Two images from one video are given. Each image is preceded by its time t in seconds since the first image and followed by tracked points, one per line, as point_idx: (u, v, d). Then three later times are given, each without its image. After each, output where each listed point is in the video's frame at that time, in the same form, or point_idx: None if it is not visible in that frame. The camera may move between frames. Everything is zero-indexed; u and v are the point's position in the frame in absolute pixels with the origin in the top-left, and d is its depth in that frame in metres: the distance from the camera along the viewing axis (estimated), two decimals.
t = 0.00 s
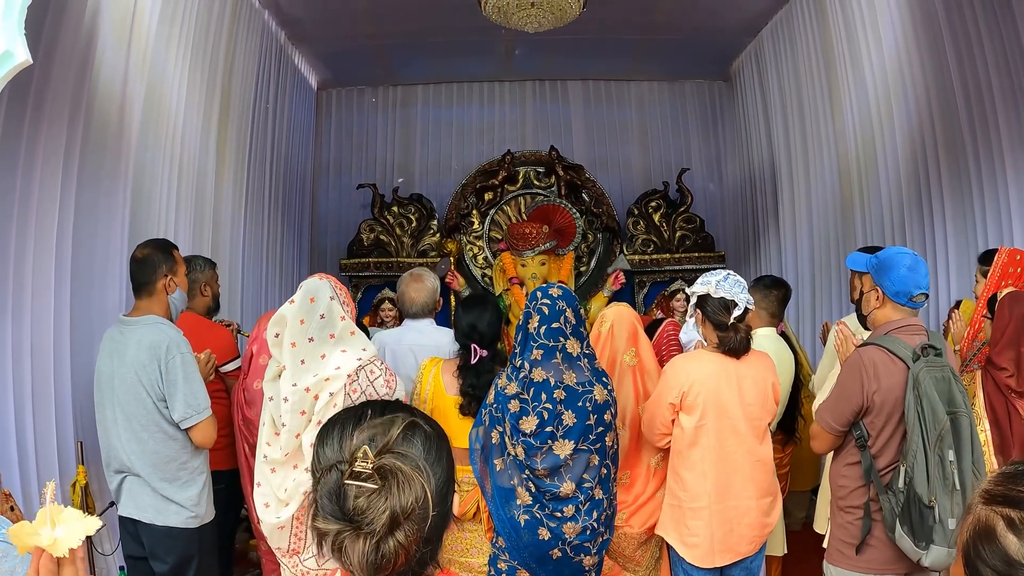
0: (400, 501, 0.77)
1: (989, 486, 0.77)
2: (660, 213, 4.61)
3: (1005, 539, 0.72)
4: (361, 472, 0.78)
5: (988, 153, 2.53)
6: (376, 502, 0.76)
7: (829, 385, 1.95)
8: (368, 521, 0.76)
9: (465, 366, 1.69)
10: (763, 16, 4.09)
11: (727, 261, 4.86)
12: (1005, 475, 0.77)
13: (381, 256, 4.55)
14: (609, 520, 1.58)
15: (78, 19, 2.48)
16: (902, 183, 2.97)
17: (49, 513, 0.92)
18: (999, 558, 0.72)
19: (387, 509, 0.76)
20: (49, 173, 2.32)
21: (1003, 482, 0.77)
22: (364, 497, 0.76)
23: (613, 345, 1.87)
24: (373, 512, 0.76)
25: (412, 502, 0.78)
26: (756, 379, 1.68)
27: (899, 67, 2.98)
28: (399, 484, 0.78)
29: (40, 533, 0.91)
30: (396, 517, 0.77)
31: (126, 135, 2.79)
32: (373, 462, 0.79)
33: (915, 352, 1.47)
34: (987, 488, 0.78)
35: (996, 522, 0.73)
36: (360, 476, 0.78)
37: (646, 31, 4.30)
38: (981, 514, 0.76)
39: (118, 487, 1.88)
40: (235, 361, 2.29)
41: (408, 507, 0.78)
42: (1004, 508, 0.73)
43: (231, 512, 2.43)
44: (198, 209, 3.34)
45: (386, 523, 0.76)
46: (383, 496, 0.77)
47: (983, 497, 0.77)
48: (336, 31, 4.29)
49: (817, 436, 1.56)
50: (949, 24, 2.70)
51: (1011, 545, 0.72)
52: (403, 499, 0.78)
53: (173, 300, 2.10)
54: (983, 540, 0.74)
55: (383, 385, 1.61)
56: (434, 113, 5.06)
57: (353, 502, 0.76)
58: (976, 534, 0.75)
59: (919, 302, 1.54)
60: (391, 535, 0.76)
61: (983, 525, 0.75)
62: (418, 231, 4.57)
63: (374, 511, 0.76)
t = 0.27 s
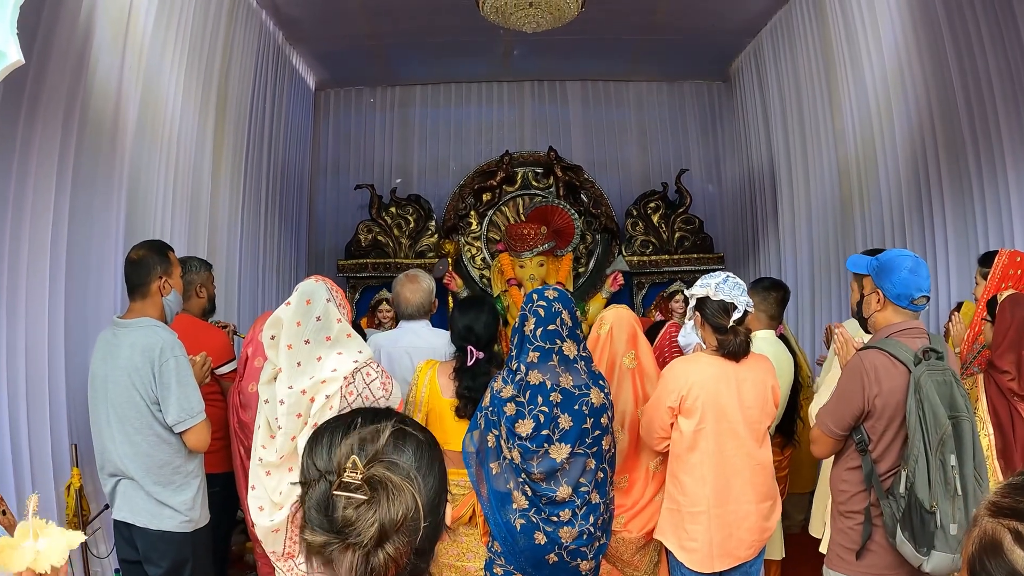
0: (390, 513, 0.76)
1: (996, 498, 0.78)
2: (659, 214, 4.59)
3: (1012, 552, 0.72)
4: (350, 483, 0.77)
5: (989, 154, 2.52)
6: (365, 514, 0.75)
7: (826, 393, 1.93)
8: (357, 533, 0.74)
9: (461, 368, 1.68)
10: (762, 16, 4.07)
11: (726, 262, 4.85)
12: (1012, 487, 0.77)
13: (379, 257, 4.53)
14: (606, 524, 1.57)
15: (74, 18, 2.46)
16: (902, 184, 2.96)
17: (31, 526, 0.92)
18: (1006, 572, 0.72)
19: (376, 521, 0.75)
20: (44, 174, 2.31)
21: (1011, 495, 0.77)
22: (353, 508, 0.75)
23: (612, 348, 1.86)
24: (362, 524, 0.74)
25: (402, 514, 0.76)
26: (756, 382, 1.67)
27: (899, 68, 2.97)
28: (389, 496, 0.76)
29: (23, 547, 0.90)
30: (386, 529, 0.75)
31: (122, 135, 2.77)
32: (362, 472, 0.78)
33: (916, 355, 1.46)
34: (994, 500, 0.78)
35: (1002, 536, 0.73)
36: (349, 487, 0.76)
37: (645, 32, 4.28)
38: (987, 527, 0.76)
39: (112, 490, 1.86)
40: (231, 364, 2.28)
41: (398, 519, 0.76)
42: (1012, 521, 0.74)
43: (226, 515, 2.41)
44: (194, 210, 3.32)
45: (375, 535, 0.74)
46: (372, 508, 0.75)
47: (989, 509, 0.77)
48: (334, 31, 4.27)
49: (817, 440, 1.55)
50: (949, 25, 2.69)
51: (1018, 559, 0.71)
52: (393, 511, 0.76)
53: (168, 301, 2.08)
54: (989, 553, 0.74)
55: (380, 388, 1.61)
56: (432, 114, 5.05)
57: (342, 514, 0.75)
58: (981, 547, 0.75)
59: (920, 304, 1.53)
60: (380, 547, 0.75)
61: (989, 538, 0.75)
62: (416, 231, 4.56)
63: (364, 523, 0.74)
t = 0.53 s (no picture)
0: (380, 518, 0.74)
1: (1006, 502, 0.76)
2: (657, 214, 4.58)
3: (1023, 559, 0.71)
4: (339, 487, 0.75)
5: (989, 154, 2.50)
6: (354, 519, 0.73)
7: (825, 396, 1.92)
8: (345, 538, 0.73)
9: (456, 368, 1.66)
10: (761, 16, 4.06)
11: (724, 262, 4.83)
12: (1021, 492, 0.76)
13: (376, 256, 4.51)
14: (602, 525, 1.56)
15: (68, 16, 2.44)
16: (901, 184, 2.95)
17: (11, 533, 0.93)
18: None
19: (365, 527, 0.73)
20: (39, 172, 2.28)
21: (1020, 500, 0.75)
22: (341, 513, 0.73)
23: (611, 348, 1.84)
24: (350, 530, 0.73)
25: (392, 518, 0.75)
26: (754, 382, 1.65)
27: (899, 68, 2.95)
28: (378, 500, 0.74)
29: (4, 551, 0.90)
30: (375, 535, 0.73)
31: (117, 133, 2.74)
32: (351, 476, 0.76)
33: (917, 355, 1.44)
34: (1003, 505, 0.76)
35: (1012, 543, 0.72)
36: (337, 491, 0.75)
37: (643, 31, 4.27)
38: (997, 533, 0.74)
39: (105, 490, 1.84)
40: (226, 363, 2.25)
41: (388, 524, 0.74)
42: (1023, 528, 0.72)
43: (220, 517, 2.39)
44: (190, 209, 3.29)
45: (363, 541, 0.73)
46: (361, 512, 0.73)
47: (997, 514, 0.76)
48: (331, 30, 4.25)
49: (817, 441, 1.53)
50: (949, 24, 2.67)
51: None
52: (382, 516, 0.74)
53: (162, 301, 2.05)
54: (999, 561, 0.72)
55: (374, 388, 1.58)
56: (430, 113, 5.03)
57: (331, 519, 0.73)
58: (990, 555, 0.74)
59: (921, 304, 1.51)
60: (369, 553, 0.73)
61: (999, 545, 0.73)
62: (414, 231, 4.53)
63: (352, 528, 0.73)
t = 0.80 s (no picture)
0: (367, 520, 0.73)
1: (1003, 504, 0.76)
2: (655, 213, 4.57)
3: (1020, 562, 0.70)
4: (326, 488, 0.74)
5: (987, 153, 2.50)
6: (341, 521, 0.72)
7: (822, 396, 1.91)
8: (332, 541, 0.72)
9: (451, 367, 1.65)
10: (759, 15, 4.06)
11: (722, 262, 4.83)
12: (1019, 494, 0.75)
13: (373, 255, 4.49)
14: (597, 525, 1.55)
15: (64, 15, 2.42)
16: (899, 184, 2.94)
17: None
18: None
19: (352, 528, 0.72)
20: (33, 171, 2.26)
21: (1018, 502, 0.74)
22: (328, 515, 0.73)
23: (608, 347, 1.82)
24: (337, 532, 0.72)
25: (380, 520, 0.74)
26: (750, 381, 1.64)
27: (897, 68, 2.95)
28: (366, 501, 0.73)
29: None
30: (362, 537, 0.72)
31: (113, 132, 2.73)
32: (338, 477, 0.75)
33: (914, 354, 1.44)
34: (1000, 507, 0.76)
35: (1009, 546, 0.71)
36: (325, 492, 0.74)
37: (641, 30, 4.26)
38: (994, 535, 0.73)
39: (99, 489, 1.82)
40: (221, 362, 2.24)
41: (376, 525, 0.73)
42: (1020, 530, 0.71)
43: (215, 517, 2.37)
44: (186, 209, 3.28)
45: (351, 543, 0.72)
46: (348, 514, 0.73)
47: (995, 516, 0.75)
48: (328, 28, 4.23)
49: (813, 441, 1.53)
50: (947, 24, 2.67)
51: None
52: (370, 517, 0.73)
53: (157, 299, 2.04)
54: (996, 564, 0.71)
55: (368, 387, 1.57)
56: (427, 112, 5.01)
57: (317, 521, 0.73)
58: (987, 558, 0.73)
59: (918, 302, 1.51)
60: (357, 556, 0.72)
61: (996, 548, 0.72)
62: (410, 230, 4.52)
63: (339, 530, 0.72)
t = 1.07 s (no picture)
0: (354, 518, 0.72)
1: (997, 505, 0.75)
2: (652, 212, 4.57)
3: (1015, 564, 0.69)
4: (313, 486, 0.73)
5: (985, 152, 2.50)
6: (327, 520, 0.72)
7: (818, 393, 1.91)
8: (318, 539, 0.72)
9: (446, 365, 1.65)
10: (757, 15, 4.05)
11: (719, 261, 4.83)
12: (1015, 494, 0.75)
13: (370, 254, 4.48)
14: (593, 524, 1.54)
15: (60, 12, 2.41)
16: (896, 183, 2.94)
17: None
18: None
19: (339, 527, 0.72)
20: (29, 169, 2.25)
21: (1014, 502, 0.74)
22: (315, 514, 0.72)
23: (606, 346, 1.82)
24: (324, 530, 0.71)
25: (367, 519, 0.73)
26: (745, 380, 1.64)
27: (895, 67, 2.95)
28: (353, 500, 0.73)
29: None
30: (348, 535, 0.72)
31: (108, 131, 2.71)
32: (325, 475, 0.74)
33: (910, 353, 1.44)
34: (996, 507, 0.75)
35: (1004, 547, 0.71)
36: (312, 491, 0.73)
37: (639, 29, 4.25)
38: (988, 536, 0.73)
39: (93, 488, 1.81)
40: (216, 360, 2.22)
41: (363, 524, 0.73)
42: (1014, 531, 0.71)
43: (209, 517, 2.36)
44: (182, 207, 3.26)
45: (337, 543, 0.71)
46: (335, 512, 0.72)
47: (990, 517, 0.75)
48: (325, 26, 4.22)
49: (809, 440, 1.52)
50: (945, 23, 2.67)
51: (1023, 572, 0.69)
52: (357, 516, 0.73)
53: (151, 297, 2.02)
54: (990, 565, 0.71)
55: (362, 386, 1.58)
56: (424, 111, 5.00)
57: (304, 520, 0.72)
58: (981, 559, 0.72)
59: (914, 301, 1.50)
60: (344, 555, 0.72)
61: (991, 549, 0.72)
62: (407, 229, 4.51)
63: (326, 529, 0.72)
